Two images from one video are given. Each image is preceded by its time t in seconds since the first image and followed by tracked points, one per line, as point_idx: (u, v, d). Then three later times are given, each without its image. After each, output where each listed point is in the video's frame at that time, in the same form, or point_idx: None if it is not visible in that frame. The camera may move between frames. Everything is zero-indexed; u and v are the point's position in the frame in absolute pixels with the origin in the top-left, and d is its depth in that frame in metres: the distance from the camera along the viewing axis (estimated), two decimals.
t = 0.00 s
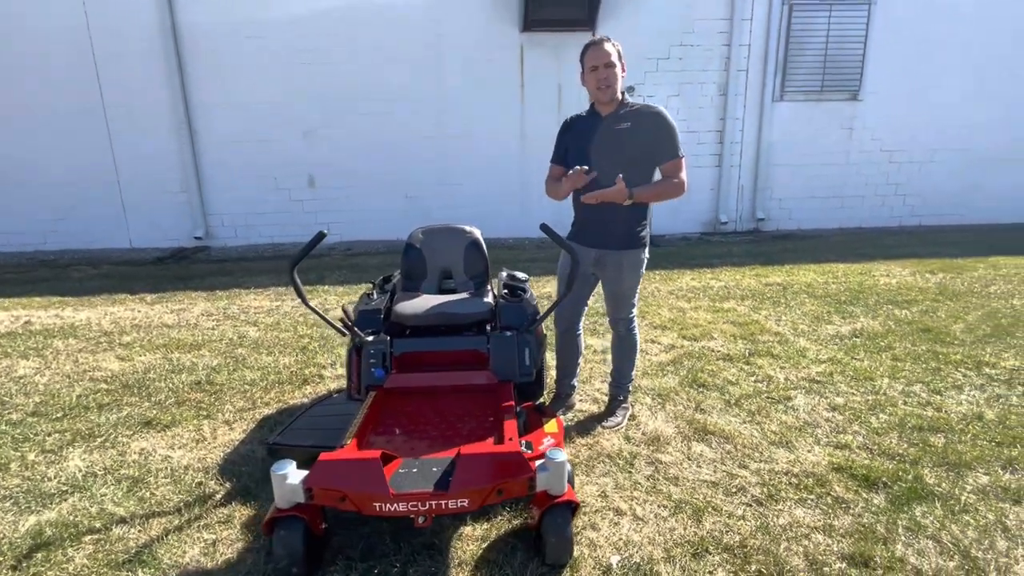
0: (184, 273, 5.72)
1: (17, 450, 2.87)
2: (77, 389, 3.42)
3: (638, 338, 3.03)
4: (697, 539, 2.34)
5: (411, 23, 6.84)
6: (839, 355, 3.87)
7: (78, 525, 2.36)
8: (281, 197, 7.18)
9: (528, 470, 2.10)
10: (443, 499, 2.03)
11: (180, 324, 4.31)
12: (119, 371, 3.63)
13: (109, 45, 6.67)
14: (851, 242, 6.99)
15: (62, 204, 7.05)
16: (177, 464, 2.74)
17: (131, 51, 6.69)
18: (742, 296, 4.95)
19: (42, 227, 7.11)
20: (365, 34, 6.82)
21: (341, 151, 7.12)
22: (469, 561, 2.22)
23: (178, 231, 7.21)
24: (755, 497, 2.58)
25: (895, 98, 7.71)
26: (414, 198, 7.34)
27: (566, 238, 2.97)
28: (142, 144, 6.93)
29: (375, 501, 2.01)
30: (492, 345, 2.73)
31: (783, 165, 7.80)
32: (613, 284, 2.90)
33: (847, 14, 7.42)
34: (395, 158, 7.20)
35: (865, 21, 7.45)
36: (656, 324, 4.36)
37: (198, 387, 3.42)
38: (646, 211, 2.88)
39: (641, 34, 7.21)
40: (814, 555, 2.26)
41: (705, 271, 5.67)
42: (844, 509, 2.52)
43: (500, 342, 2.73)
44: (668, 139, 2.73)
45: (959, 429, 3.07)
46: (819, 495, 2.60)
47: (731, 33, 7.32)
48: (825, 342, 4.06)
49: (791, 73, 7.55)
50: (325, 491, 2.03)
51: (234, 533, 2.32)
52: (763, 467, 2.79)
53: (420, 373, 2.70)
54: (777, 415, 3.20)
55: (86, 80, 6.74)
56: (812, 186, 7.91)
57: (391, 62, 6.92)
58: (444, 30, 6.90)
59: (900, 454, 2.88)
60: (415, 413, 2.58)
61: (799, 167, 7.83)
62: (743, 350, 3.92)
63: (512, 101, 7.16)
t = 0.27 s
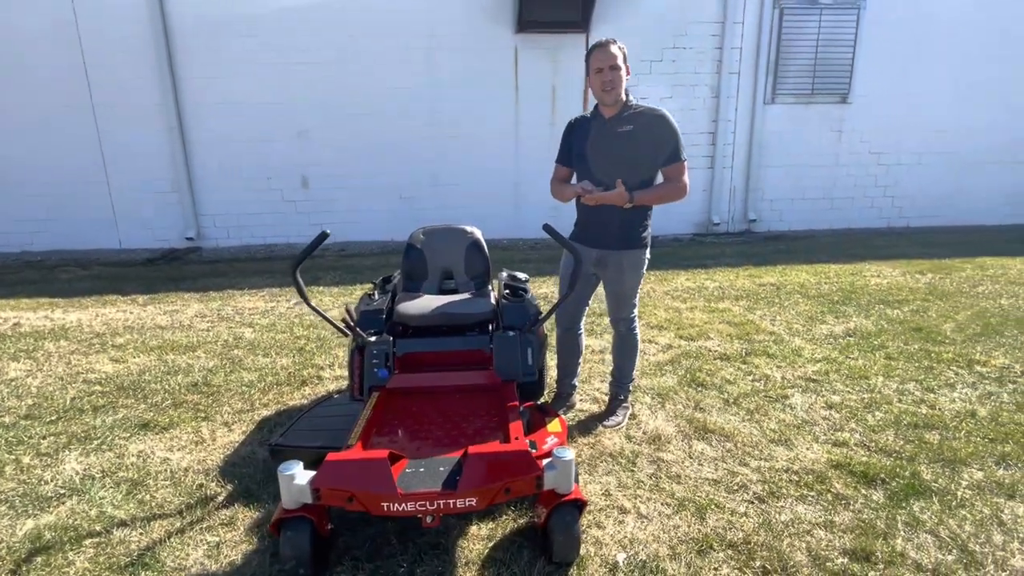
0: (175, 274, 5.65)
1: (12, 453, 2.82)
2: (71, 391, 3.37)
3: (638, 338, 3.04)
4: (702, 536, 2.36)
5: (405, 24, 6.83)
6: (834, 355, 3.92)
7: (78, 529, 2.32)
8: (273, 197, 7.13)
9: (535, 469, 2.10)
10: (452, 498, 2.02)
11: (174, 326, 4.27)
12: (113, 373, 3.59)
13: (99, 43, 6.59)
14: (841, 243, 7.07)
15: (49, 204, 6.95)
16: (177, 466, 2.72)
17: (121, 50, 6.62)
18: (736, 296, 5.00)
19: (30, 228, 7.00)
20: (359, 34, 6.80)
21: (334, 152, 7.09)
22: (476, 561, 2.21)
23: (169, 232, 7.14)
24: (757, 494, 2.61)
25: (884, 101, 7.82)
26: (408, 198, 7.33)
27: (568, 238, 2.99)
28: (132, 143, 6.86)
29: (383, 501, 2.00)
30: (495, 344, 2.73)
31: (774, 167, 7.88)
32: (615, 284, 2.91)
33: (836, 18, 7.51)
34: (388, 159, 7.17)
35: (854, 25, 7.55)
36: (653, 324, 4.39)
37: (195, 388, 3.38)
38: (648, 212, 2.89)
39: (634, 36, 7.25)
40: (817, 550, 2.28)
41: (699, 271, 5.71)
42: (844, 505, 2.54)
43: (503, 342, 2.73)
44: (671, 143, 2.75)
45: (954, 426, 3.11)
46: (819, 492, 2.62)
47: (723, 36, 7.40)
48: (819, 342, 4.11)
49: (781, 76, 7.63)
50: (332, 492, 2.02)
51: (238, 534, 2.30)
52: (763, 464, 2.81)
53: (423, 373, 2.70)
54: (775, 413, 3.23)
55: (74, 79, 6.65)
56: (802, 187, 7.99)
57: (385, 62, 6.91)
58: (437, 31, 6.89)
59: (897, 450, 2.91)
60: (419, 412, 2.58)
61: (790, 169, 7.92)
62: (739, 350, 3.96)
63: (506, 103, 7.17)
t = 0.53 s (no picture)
0: (168, 275, 5.60)
1: (7, 455, 2.79)
2: (66, 392, 3.33)
3: (638, 338, 3.05)
4: (704, 534, 2.37)
5: (401, 24, 6.82)
6: (829, 354, 3.95)
7: (76, 531, 2.30)
8: (267, 197, 7.09)
9: (539, 468, 2.10)
10: (456, 497, 2.02)
11: (169, 326, 4.24)
12: (108, 374, 3.55)
13: (90, 42, 6.53)
14: (833, 244, 7.13)
15: (40, 204, 6.88)
16: (176, 467, 2.69)
17: (113, 48, 6.56)
18: (732, 297, 5.03)
19: (20, 228, 6.93)
20: (354, 34, 6.79)
21: (329, 152, 7.06)
22: (480, 560, 2.21)
23: (162, 232, 7.08)
24: (757, 492, 2.62)
25: (875, 103, 7.90)
26: (403, 199, 7.31)
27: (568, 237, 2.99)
28: (124, 142, 6.80)
29: (388, 501, 2.00)
30: (496, 343, 2.73)
31: (767, 168, 7.94)
32: (615, 283, 2.92)
33: (829, 21, 7.58)
34: (383, 159, 7.16)
35: (846, 28, 7.62)
36: (650, 324, 4.41)
37: (192, 389, 3.36)
38: (648, 213, 2.89)
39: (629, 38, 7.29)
40: (817, 547, 2.30)
41: (694, 272, 5.74)
42: (842, 503, 2.56)
43: (504, 341, 2.73)
44: (673, 145, 2.75)
45: (949, 425, 3.14)
46: (818, 489, 2.64)
47: (717, 38, 7.44)
48: (815, 341, 4.15)
49: (775, 78, 7.69)
50: (336, 492, 2.01)
51: (239, 536, 2.29)
52: (762, 463, 2.83)
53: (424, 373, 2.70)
54: (773, 412, 3.26)
55: (65, 77, 6.58)
56: (794, 188, 8.06)
57: (380, 63, 6.89)
58: (433, 32, 6.89)
59: (893, 449, 2.94)
60: (421, 412, 2.57)
61: (782, 171, 7.98)
62: (736, 350, 3.99)
63: (502, 104, 7.18)
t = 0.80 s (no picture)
0: (165, 274, 5.57)
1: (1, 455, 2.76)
2: (61, 392, 3.31)
3: (637, 337, 3.05)
4: (704, 531, 2.37)
5: (398, 24, 6.81)
6: (826, 353, 3.97)
7: (74, 531, 2.28)
8: (262, 197, 7.07)
9: (541, 466, 2.09)
10: (458, 495, 2.01)
11: (165, 326, 4.21)
12: (104, 374, 3.53)
13: (84, 40, 6.49)
14: (828, 245, 7.16)
15: (33, 203, 6.83)
16: (174, 467, 2.68)
17: (108, 46, 6.52)
18: (728, 297, 5.05)
19: (12, 227, 6.87)
20: (350, 34, 6.77)
21: (325, 152, 7.05)
22: (481, 558, 2.21)
23: (156, 232, 7.04)
24: (756, 489, 2.63)
25: (869, 105, 7.95)
26: (399, 198, 7.30)
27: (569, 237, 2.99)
28: (119, 141, 6.75)
29: (389, 499, 1.99)
30: (496, 341, 2.73)
31: (762, 170, 7.98)
32: (615, 282, 2.92)
33: (823, 23, 7.63)
34: (380, 159, 7.14)
35: (841, 31, 7.67)
36: (647, 324, 4.42)
37: (189, 389, 3.34)
38: (648, 212, 2.90)
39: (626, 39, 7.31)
40: (817, 544, 2.31)
41: (691, 272, 5.76)
42: (841, 500, 2.58)
43: (504, 339, 2.73)
44: (675, 146, 2.77)
45: (945, 423, 3.16)
46: (817, 487, 2.65)
47: (713, 40, 7.48)
48: (811, 340, 4.17)
49: (770, 80, 7.73)
50: (338, 490, 2.01)
51: (239, 535, 2.27)
52: (761, 460, 2.85)
53: (424, 372, 2.70)
54: (771, 410, 3.27)
55: (59, 75, 6.53)
56: (789, 189, 8.10)
57: (377, 63, 6.88)
58: (430, 32, 6.89)
59: (891, 446, 2.96)
60: (421, 411, 2.57)
61: (777, 172, 8.02)
62: (734, 349, 4.01)
63: (498, 105, 7.18)
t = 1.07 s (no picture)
0: (162, 274, 5.56)
1: None
2: (59, 392, 3.29)
3: (638, 336, 3.06)
4: (704, 530, 2.38)
5: (396, 24, 6.81)
6: (824, 353, 3.99)
7: (73, 531, 2.27)
8: (260, 197, 7.05)
9: (542, 465, 2.09)
10: (460, 494, 2.01)
11: (162, 326, 4.20)
12: (102, 373, 3.51)
13: (82, 38, 6.47)
14: (825, 245, 7.18)
15: (28, 202, 6.80)
16: (173, 466, 2.67)
17: (106, 45, 6.50)
18: (727, 297, 5.06)
19: (9, 226, 6.84)
20: (349, 34, 6.77)
21: (323, 152, 7.04)
22: (482, 558, 2.20)
23: (153, 231, 7.02)
24: (755, 488, 2.64)
25: (866, 106, 7.98)
26: (397, 198, 7.30)
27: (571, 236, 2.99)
28: (116, 140, 6.73)
29: (391, 498, 1.99)
30: (496, 341, 2.73)
31: (759, 170, 8.00)
32: (617, 282, 2.92)
33: (821, 25, 7.66)
34: (378, 159, 7.14)
35: (838, 32, 7.70)
36: (646, 324, 4.43)
37: (188, 389, 3.33)
38: (651, 211, 2.90)
39: (625, 39, 7.32)
40: (816, 542, 2.31)
41: (689, 273, 5.77)
42: (840, 499, 2.58)
43: (504, 339, 2.73)
44: (675, 144, 2.76)
45: (944, 423, 3.17)
46: (816, 486, 2.66)
47: (711, 41, 7.50)
48: (810, 340, 4.18)
49: (768, 81, 7.75)
50: (339, 490, 2.00)
51: (239, 535, 2.27)
52: (760, 460, 2.85)
53: (424, 371, 2.69)
54: (770, 410, 3.28)
55: (56, 74, 6.50)
56: (786, 190, 8.12)
57: (375, 63, 6.88)
58: (429, 32, 6.88)
59: (889, 446, 2.97)
60: (421, 410, 2.56)
61: (775, 172, 8.04)
62: (732, 348, 4.02)
63: (497, 105, 7.18)
